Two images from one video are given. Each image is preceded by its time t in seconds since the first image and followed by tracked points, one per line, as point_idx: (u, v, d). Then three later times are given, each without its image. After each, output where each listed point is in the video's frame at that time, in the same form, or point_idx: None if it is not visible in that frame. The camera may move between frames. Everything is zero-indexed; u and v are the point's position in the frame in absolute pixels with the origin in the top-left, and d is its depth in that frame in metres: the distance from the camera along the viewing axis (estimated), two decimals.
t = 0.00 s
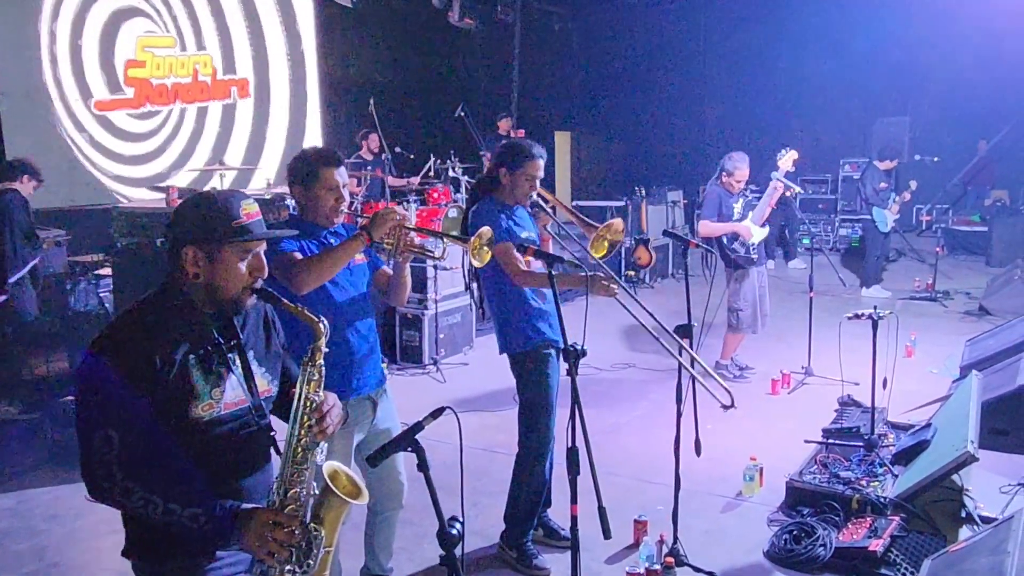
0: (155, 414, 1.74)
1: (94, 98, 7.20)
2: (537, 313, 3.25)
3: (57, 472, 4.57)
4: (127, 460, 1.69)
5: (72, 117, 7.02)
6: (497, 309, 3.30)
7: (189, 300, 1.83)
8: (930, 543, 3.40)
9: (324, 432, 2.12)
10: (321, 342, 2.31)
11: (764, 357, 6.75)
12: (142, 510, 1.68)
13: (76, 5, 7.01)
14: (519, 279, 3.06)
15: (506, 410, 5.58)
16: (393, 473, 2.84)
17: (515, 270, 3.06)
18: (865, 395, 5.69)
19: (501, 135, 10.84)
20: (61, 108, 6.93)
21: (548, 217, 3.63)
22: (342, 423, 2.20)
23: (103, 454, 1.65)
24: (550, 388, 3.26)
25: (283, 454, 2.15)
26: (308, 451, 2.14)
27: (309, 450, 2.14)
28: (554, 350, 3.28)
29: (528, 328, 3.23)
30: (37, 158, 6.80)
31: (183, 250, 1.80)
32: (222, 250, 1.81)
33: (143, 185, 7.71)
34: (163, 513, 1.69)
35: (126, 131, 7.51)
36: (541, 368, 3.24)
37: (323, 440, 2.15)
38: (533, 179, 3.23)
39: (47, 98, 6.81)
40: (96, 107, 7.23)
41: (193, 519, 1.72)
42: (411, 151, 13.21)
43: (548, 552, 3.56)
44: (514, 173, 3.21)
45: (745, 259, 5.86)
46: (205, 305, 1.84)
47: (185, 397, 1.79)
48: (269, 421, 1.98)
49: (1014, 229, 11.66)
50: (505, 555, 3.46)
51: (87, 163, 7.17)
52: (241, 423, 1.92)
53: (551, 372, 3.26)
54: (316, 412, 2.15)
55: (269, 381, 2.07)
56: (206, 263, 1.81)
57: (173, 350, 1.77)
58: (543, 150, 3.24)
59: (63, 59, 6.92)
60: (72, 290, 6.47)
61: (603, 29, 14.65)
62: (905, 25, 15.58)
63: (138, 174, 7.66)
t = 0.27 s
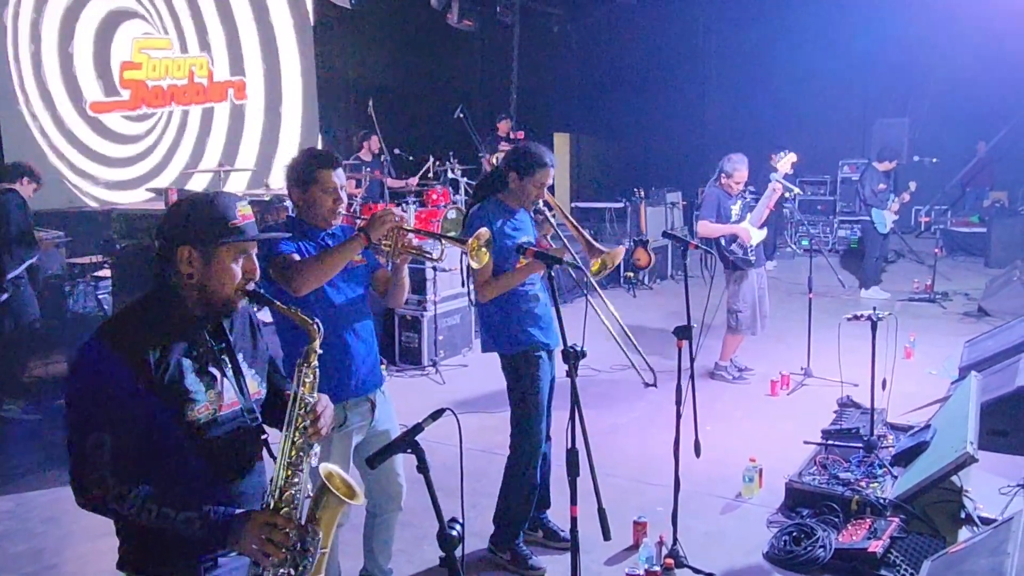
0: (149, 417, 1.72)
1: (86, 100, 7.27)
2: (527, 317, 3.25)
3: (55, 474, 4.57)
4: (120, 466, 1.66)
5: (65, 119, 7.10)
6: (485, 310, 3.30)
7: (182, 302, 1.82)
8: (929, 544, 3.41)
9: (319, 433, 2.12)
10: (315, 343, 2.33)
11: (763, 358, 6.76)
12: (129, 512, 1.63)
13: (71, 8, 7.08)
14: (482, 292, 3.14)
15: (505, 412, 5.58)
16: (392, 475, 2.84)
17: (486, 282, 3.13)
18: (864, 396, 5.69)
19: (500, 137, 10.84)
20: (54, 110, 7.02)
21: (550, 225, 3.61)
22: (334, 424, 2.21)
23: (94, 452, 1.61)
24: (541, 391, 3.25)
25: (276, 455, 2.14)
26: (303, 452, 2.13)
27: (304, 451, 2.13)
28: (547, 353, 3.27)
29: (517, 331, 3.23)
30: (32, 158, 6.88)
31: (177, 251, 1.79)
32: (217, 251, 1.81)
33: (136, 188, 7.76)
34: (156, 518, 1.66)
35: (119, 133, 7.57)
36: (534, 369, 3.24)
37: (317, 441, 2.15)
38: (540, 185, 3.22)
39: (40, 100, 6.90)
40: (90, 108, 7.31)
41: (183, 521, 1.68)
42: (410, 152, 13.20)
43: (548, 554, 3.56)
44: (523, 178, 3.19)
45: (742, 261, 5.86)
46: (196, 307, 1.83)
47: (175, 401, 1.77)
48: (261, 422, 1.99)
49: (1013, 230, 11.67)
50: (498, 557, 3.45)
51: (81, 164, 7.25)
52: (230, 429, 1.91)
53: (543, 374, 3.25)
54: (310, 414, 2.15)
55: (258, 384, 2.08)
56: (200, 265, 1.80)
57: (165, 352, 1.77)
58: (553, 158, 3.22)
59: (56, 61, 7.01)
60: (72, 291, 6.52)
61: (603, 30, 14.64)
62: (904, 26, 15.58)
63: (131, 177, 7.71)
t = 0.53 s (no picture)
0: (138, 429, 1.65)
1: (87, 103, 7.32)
2: (516, 321, 3.25)
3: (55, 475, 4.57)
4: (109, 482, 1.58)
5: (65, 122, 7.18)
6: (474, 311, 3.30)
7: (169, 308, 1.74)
8: (930, 545, 3.41)
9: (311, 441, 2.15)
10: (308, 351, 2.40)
11: (763, 359, 6.76)
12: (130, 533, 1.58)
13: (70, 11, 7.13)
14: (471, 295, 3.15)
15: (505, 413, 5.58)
16: (392, 477, 2.84)
17: (473, 286, 3.15)
18: (864, 397, 5.70)
19: (501, 138, 10.85)
20: (53, 113, 7.08)
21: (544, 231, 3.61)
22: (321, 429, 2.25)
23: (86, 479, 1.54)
24: (528, 394, 3.26)
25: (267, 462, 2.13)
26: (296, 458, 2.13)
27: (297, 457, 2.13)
28: (535, 358, 3.28)
29: (506, 334, 3.23)
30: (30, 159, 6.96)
31: (165, 256, 1.70)
32: (207, 256, 1.73)
33: (133, 190, 7.87)
34: (151, 535, 1.61)
35: (117, 135, 7.64)
36: (521, 372, 3.24)
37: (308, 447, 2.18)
38: (541, 192, 3.22)
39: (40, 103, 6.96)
40: (88, 110, 7.35)
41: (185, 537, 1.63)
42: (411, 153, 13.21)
43: (549, 555, 3.56)
44: (525, 183, 3.19)
45: (742, 262, 5.87)
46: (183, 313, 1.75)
47: (165, 411, 1.71)
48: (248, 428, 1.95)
49: (1013, 231, 11.67)
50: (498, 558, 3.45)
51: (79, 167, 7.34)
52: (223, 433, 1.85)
53: (529, 379, 3.26)
54: (303, 420, 2.16)
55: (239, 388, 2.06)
56: (190, 270, 1.72)
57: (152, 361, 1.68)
58: (556, 165, 3.23)
59: (57, 63, 7.06)
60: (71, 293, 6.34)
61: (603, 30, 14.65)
62: (903, 27, 15.59)
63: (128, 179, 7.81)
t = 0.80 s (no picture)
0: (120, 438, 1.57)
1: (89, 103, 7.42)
2: (499, 323, 3.25)
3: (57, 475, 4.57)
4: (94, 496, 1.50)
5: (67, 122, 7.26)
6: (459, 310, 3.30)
7: (152, 314, 1.66)
8: (932, 544, 3.41)
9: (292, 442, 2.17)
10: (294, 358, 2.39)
11: (765, 358, 6.75)
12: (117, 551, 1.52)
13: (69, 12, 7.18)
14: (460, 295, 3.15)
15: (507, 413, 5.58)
16: (391, 476, 2.85)
17: (460, 286, 3.15)
18: (866, 396, 5.69)
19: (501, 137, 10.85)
20: (55, 113, 7.15)
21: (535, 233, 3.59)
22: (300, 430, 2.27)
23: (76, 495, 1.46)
24: (501, 396, 3.27)
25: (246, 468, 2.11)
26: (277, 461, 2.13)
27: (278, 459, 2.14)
28: (513, 360, 3.29)
29: (488, 336, 3.24)
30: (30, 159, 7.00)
31: (152, 261, 1.63)
32: (192, 259, 1.66)
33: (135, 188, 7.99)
34: (134, 551, 1.55)
35: (119, 134, 7.75)
36: (498, 373, 3.25)
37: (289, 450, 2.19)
38: (536, 195, 3.22)
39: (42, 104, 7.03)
40: (88, 109, 7.43)
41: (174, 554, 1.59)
42: (412, 153, 13.21)
43: (550, 555, 3.56)
44: (520, 186, 3.19)
45: (745, 261, 5.87)
46: (163, 316, 1.67)
47: (151, 419, 1.62)
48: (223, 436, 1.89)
49: (1014, 230, 11.66)
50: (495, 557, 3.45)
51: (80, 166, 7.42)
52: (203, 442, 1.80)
53: (506, 381, 3.27)
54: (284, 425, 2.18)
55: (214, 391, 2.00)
56: (175, 273, 1.65)
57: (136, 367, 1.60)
58: (552, 169, 3.22)
59: (58, 64, 7.13)
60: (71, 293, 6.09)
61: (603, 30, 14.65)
62: (904, 26, 15.60)
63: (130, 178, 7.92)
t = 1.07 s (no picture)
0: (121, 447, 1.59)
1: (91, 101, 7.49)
2: (489, 324, 3.25)
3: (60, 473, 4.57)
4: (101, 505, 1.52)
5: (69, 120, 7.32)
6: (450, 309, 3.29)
7: (142, 320, 1.67)
8: (934, 544, 3.40)
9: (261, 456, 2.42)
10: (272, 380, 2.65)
11: (766, 357, 6.75)
12: (122, 556, 1.55)
13: (71, 11, 7.24)
14: (453, 295, 3.14)
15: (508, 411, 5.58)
16: (392, 474, 2.85)
17: (455, 287, 3.12)
18: (867, 395, 5.69)
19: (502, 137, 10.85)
20: (57, 111, 7.21)
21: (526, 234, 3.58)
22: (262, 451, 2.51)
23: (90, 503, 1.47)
24: (489, 395, 3.27)
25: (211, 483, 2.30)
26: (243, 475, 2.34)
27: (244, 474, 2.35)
28: (502, 361, 3.29)
29: (478, 336, 3.23)
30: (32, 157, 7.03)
31: (151, 271, 1.64)
32: (185, 269, 1.69)
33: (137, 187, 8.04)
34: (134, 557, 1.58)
35: (121, 133, 7.82)
36: (486, 374, 3.25)
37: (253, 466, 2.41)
38: (530, 196, 3.22)
39: (44, 102, 7.09)
40: (91, 109, 7.51)
41: (172, 557, 1.64)
42: (413, 153, 13.19)
43: (552, 554, 3.56)
44: (514, 187, 3.19)
45: (748, 259, 5.87)
46: (154, 323, 1.69)
47: (147, 428, 1.64)
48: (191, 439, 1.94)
49: (1016, 229, 11.65)
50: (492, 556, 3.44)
51: (83, 165, 7.47)
52: (176, 448, 1.83)
53: (494, 381, 3.27)
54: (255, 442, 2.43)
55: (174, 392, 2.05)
56: (171, 284, 1.67)
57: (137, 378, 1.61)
58: (547, 170, 3.22)
59: (61, 63, 7.19)
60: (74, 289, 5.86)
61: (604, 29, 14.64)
62: (905, 25, 15.58)
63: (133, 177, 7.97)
